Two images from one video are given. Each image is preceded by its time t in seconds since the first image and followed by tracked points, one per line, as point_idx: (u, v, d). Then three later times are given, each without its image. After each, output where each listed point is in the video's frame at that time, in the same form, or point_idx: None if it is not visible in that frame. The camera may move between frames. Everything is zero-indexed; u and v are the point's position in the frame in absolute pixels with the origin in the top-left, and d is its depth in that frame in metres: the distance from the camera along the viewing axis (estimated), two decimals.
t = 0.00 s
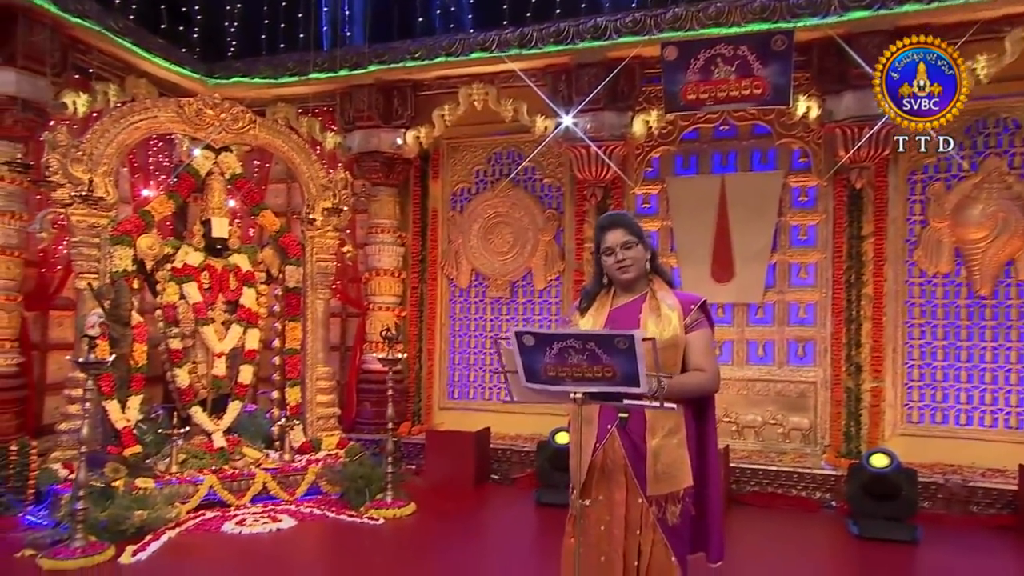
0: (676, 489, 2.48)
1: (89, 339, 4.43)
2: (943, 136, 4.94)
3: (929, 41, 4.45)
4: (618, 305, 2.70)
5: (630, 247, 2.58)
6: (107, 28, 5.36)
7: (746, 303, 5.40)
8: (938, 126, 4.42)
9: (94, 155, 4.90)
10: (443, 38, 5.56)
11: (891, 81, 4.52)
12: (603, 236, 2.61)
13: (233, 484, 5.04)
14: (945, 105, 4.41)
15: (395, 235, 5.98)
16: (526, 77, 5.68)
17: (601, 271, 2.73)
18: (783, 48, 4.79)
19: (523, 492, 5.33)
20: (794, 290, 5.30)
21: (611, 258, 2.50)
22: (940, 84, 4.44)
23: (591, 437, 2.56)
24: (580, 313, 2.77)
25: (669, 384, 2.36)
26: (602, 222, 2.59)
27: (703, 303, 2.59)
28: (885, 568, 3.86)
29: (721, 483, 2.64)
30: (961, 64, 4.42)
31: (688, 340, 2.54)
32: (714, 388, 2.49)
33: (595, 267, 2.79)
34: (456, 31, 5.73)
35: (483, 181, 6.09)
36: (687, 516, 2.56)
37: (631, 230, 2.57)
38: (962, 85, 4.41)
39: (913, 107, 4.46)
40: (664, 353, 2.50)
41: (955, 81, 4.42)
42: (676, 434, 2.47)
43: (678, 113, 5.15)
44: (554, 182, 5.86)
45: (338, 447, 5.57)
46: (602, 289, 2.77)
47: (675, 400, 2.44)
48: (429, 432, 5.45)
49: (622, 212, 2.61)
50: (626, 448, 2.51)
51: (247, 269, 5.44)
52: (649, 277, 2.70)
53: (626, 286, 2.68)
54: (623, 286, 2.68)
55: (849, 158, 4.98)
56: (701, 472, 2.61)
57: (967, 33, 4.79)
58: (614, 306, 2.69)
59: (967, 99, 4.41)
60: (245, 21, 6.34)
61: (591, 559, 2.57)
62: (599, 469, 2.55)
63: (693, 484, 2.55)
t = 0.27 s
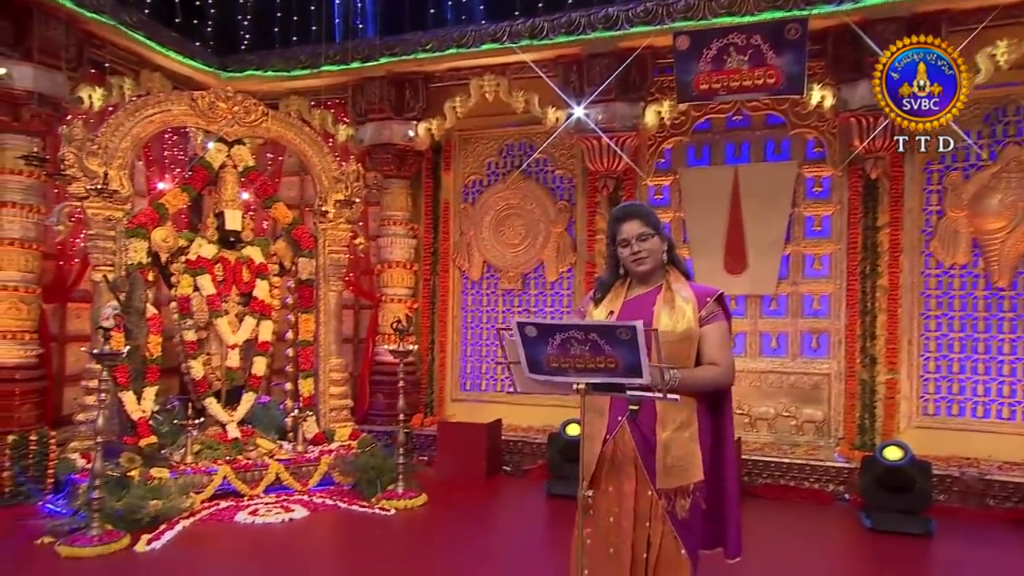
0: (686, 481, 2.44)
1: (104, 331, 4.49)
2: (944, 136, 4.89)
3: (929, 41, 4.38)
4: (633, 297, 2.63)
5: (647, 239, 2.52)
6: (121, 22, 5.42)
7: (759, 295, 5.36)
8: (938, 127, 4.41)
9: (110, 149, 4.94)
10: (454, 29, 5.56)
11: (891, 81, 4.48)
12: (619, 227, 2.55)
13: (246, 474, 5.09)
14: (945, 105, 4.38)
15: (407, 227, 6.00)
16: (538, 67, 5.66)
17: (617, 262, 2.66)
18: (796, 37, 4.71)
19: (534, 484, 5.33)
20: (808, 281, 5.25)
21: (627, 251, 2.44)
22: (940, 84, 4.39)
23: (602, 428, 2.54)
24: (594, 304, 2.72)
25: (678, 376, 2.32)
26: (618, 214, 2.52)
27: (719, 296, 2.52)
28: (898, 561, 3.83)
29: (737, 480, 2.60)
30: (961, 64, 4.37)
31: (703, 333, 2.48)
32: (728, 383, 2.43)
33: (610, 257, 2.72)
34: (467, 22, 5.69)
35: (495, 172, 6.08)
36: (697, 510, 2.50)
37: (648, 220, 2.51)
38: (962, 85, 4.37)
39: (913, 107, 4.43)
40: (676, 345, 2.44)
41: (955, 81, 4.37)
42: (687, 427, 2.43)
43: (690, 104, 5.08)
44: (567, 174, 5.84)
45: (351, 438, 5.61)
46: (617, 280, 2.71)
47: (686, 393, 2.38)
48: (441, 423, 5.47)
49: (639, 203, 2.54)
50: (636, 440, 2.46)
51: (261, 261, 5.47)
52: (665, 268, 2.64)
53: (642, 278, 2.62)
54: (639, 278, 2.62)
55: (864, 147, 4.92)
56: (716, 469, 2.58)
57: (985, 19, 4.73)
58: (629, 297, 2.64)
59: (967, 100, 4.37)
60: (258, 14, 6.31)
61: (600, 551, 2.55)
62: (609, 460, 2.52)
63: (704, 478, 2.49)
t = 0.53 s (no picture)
0: (693, 478, 2.33)
1: (115, 326, 4.53)
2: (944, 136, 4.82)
3: (929, 41, 4.29)
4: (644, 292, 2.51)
5: (659, 234, 2.38)
6: (132, 20, 5.46)
7: (769, 290, 5.32)
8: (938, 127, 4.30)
9: (121, 146, 4.97)
10: (462, 24, 5.55)
11: (891, 81, 4.36)
12: (629, 221, 2.41)
13: (256, 468, 5.12)
14: (945, 105, 4.27)
15: (416, 222, 6.02)
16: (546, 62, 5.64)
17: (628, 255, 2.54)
18: (807, 30, 4.70)
19: (543, 480, 5.33)
20: (818, 276, 5.21)
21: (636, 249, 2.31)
22: (940, 84, 4.30)
23: (608, 423, 2.45)
24: (604, 298, 2.61)
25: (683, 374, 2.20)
26: (628, 207, 2.38)
27: (732, 293, 2.40)
28: (907, 558, 3.79)
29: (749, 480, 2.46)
30: (961, 64, 4.29)
31: (713, 331, 2.37)
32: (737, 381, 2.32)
33: (622, 249, 2.59)
34: (476, 17, 5.68)
35: (504, 168, 6.07)
36: (705, 507, 2.41)
37: (660, 215, 2.37)
38: (962, 85, 4.28)
39: (913, 107, 4.32)
40: (685, 343, 2.33)
41: (955, 81, 4.28)
42: (695, 425, 2.33)
43: (699, 98, 5.03)
44: (575, 169, 5.83)
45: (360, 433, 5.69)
46: (629, 272, 2.59)
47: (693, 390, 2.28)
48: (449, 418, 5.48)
49: (651, 196, 2.39)
50: (643, 436, 2.38)
51: (270, 257, 5.50)
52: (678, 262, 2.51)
53: (653, 273, 2.49)
54: (650, 273, 2.50)
55: (875, 141, 4.88)
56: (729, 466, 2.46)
57: (999, 10, 4.67)
58: (639, 292, 2.52)
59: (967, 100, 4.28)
60: (268, 11, 6.35)
61: (604, 547, 2.47)
62: (616, 455, 2.43)
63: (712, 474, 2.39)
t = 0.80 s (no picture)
0: (699, 476, 2.30)
1: (128, 322, 4.57)
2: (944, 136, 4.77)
3: (929, 41, 4.28)
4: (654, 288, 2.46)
5: (672, 230, 2.34)
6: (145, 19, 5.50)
7: (781, 286, 5.28)
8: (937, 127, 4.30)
9: (134, 144, 5.01)
10: (472, 20, 5.55)
11: (891, 81, 4.37)
12: (643, 215, 2.37)
13: (268, 463, 5.16)
14: (945, 105, 4.27)
15: (426, 219, 6.03)
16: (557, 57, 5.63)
17: (640, 250, 2.49)
18: (819, 23, 4.64)
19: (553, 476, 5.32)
20: (830, 272, 5.16)
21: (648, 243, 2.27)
22: (940, 84, 4.29)
23: (615, 419, 2.43)
24: (614, 293, 2.56)
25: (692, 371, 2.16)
26: (643, 201, 2.34)
27: (742, 290, 2.33)
28: (919, 557, 3.75)
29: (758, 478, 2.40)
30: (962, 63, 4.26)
31: (722, 329, 2.31)
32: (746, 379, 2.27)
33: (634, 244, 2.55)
34: (486, 12, 5.65)
35: (514, 164, 6.07)
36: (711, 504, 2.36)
37: (675, 211, 2.33)
38: (963, 84, 4.26)
39: (913, 107, 4.32)
40: (693, 340, 2.27)
41: (955, 80, 4.26)
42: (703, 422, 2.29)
43: (710, 93, 5.00)
44: (586, 165, 5.81)
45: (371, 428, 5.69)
46: (639, 268, 2.54)
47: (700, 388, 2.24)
48: (460, 414, 5.49)
49: (666, 191, 2.35)
50: (649, 432, 2.35)
51: (282, 254, 5.53)
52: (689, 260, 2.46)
53: (664, 269, 2.45)
54: (660, 269, 2.45)
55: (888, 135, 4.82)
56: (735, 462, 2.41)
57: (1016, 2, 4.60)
58: (648, 288, 2.47)
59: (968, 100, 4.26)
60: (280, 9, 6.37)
61: (610, 542, 2.45)
62: (622, 452, 2.41)
63: (719, 472, 2.34)
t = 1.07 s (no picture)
0: (705, 473, 2.22)
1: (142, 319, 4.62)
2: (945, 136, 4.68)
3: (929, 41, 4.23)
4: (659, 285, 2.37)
5: (686, 229, 2.26)
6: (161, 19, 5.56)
7: (794, 283, 5.23)
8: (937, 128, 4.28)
9: (150, 143, 5.04)
10: (484, 17, 5.55)
11: (891, 81, 4.33)
12: (659, 210, 2.29)
13: (280, 459, 5.20)
14: (945, 105, 4.24)
15: (439, 216, 6.05)
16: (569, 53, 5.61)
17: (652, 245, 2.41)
18: (833, 15, 4.57)
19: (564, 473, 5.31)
20: (844, 268, 5.11)
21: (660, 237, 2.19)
22: (940, 84, 4.25)
23: (619, 414, 2.35)
24: (619, 287, 2.47)
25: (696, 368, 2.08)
26: (661, 195, 2.27)
27: (748, 289, 2.25)
28: (935, 556, 3.69)
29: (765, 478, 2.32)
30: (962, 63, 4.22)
31: (728, 326, 2.23)
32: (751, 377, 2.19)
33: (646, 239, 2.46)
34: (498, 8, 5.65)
35: (526, 161, 6.06)
36: (717, 502, 2.27)
37: (693, 210, 2.24)
38: (963, 84, 4.22)
39: (913, 107, 4.30)
40: (697, 337, 2.20)
41: (955, 80, 4.22)
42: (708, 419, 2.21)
43: (723, 88, 4.96)
44: (599, 161, 5.79)
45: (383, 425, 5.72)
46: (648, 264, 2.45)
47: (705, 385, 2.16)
48: (471, 410, 5.51)
49: (687, 189, 2.28)
50: (654, 428, 2.27)
51: (295, 251, 5.56)
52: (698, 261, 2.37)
53: (671, 266, 2.35)
54: (668, 266, 2.36)
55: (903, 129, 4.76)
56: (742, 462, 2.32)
57: None
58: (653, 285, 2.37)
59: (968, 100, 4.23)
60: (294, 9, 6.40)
61: (616, 538, 2.39)
62: (627, 448, 2.33)
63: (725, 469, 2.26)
